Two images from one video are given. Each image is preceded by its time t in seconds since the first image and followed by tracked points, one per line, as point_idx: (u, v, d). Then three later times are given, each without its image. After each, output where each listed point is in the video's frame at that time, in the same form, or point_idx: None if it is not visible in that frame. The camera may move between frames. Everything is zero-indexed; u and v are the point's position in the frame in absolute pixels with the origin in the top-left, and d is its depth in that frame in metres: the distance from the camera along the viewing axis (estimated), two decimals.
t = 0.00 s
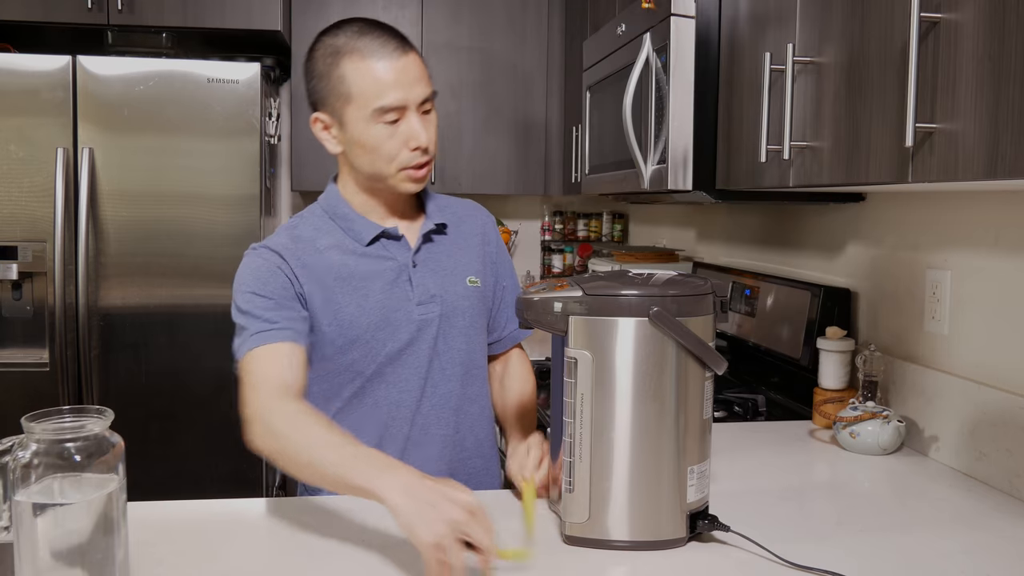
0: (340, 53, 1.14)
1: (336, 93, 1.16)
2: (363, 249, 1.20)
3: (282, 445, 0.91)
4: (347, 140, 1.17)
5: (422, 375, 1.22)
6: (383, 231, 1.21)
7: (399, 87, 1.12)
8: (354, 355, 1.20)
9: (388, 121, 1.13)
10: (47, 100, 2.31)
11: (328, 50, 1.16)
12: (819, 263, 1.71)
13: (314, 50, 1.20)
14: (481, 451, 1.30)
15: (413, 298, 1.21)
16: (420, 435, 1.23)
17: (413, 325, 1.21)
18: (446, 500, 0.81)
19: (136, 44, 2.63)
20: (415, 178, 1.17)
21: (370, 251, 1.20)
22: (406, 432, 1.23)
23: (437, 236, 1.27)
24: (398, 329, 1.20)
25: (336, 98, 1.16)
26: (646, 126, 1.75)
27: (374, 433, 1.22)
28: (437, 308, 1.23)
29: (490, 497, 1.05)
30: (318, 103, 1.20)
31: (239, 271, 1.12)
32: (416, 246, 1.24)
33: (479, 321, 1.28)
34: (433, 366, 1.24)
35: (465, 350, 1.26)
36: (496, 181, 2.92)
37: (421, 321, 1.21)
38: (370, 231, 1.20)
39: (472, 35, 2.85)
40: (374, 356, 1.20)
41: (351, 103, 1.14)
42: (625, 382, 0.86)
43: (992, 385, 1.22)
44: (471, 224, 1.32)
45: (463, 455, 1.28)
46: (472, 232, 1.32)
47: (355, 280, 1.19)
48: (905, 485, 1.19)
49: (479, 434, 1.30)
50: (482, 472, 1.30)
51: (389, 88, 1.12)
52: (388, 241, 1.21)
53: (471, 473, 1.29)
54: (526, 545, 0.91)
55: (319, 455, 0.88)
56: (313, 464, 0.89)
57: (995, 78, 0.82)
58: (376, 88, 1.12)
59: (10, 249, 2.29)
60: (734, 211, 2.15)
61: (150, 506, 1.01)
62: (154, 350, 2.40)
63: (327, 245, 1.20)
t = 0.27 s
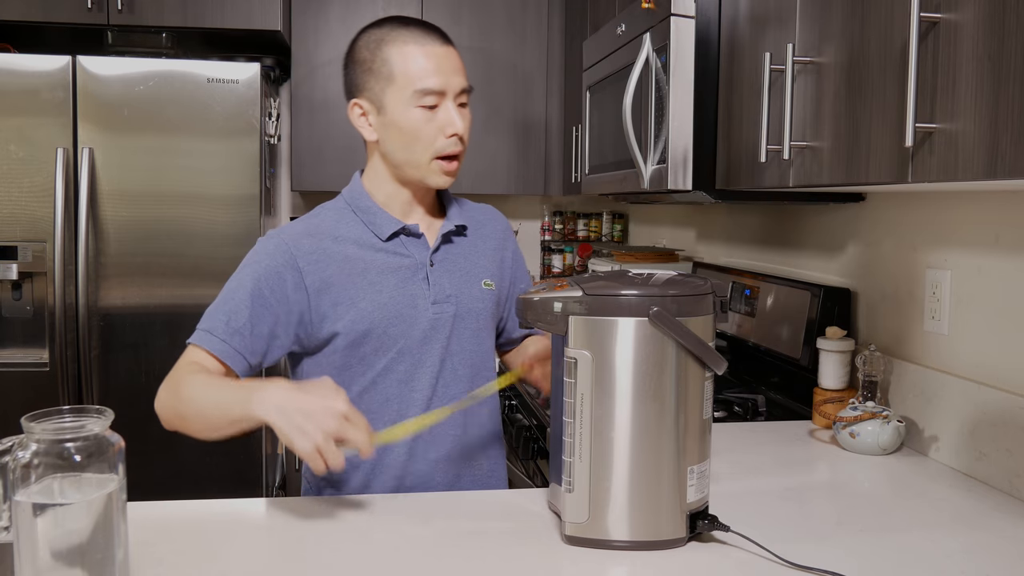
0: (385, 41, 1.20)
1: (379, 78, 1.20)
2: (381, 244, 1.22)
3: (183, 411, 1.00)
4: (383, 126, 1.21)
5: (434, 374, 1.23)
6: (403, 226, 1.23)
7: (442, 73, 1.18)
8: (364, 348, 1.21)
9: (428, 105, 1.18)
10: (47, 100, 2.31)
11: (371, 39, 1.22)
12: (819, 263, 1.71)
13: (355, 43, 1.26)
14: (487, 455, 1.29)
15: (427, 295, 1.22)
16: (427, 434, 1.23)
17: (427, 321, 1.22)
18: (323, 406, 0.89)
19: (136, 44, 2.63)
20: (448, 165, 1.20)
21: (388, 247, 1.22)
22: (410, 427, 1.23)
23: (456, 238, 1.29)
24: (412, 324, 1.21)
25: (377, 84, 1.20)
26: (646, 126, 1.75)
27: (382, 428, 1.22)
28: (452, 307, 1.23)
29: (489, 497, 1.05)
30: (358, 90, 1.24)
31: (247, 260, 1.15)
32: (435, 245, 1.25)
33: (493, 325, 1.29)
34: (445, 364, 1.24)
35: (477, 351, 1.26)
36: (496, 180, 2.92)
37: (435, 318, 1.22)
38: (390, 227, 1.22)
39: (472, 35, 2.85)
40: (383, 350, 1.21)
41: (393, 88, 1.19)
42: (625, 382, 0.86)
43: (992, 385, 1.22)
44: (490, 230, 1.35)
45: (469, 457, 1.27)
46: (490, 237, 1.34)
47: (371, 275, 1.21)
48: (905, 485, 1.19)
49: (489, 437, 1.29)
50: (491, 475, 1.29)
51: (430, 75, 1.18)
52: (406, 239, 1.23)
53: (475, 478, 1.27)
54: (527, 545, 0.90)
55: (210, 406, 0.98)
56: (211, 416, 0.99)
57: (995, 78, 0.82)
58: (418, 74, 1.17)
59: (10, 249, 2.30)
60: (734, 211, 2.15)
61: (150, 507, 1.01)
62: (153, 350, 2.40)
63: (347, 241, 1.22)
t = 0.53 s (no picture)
0: (405, 43, 1.23)
1: (395, 79, 1.23)
2: (379, 240, 1.24)
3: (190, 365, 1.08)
4: (395, 127, 1.24)
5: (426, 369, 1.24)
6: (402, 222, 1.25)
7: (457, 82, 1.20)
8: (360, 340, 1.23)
9: (440, 112, 1.20)
10: (47, 100, 2.31)
11: (394, 40, 1.25)
12: (819, 263, 1.71)
13: (377, 41, 1.29)
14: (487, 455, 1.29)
15: (422, 290, 1.24)
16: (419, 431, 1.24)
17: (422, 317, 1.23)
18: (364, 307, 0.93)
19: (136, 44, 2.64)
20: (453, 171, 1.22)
21: (387, 242, 1.24)
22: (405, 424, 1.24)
23: (460, 235, 1.30)
24: (404, 319, 1.23)
25: (393, 85, 1.23)
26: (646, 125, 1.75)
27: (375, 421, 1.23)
28: (446, 304, 1.24)
29: (489, 497, 1.05)
30: (375, 89, 1.27)
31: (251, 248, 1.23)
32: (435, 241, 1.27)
33: (492, 323, 1.29)
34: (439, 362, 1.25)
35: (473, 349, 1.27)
36: (496, 180, 2.92)
37: (427, 314, 1.23)
38: (388, 222, 1.24)
39: (472, 35, 2.85)
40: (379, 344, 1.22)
41: (408, 90, 1.21)
42: (625, 382, 0.86)
43: (992, 385, 1.22)
44: (499, 229, 1.35)
45: (465, 457, 1.26)
46: (496, 237, 1.35)
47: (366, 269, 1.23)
48: (905, 485, 1.19)
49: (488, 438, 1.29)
50: (491, 475, 1.29)
51: (446, 83, 1.20)
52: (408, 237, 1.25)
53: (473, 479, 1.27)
54: (526, 545, 0.91)
55: (202, 354, 1.06)
56: (213, 361, 1.08)
57: (995, 78, 0.82)
58: (434, 80, 1.20)
59: (10, 249, 2.30)
60: (734, 211, 2.15)
61: (150, 507, 1.01)
62: (154, 350, 2.40)
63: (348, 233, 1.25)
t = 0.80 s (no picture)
0: (415, 49, 1.33)
1: (402, 83, 1.35)
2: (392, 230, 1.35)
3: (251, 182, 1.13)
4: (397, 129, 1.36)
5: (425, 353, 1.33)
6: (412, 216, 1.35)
7: (467, 82, 1.31)
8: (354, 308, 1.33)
9: (439, 118, 1.31)
10: (47, 100, 2.31)
11: (407, 45, 1.35)
12: (819, 263, 1.71)
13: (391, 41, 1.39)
14: (457, 451, 1.33)
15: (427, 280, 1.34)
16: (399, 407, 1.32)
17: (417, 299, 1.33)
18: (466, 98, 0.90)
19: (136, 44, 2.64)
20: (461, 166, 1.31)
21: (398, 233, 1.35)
22: (383, 396, 1.32)
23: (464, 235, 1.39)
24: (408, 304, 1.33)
25: (399, 89, 1.35)
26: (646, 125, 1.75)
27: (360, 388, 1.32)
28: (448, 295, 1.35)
29: (489, 497, 1.05)
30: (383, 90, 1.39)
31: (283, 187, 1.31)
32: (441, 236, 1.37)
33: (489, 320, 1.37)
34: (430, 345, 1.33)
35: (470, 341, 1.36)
36: (496, 180, 2.92)
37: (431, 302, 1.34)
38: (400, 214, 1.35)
39: (472, 35, 2.85)
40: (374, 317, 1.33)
41: (411, 97, 1.33)
42: (625, 382, 0.86)
43: (991, 385, 1.22)
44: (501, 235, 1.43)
45: (442, 446, 1.33)
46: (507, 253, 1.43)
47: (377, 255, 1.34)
48: (905, 485, 1.19)
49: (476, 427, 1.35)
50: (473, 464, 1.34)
51: (448, 92, 1.31)
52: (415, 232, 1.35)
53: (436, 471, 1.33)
54: (526, 545, 0.90)
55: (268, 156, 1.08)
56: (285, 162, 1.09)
57: (995, 78, 0.82)
58: (437, 90, 1.31)
59: (10, 249, 2.30)
60: (734, 211, 2.15)
61: (149, 506, 1.01)
62: (154, 350, 2.40)
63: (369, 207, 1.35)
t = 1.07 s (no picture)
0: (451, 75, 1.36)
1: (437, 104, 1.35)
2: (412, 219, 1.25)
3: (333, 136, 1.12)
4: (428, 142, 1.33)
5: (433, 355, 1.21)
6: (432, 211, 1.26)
7: (528, 130, 1.19)
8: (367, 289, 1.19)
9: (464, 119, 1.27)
10: (47, 100, 2.31)
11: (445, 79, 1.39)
12: (819, 263, 1.71)
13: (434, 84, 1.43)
14: (449, 468, 1.22)
15: (444, 276, 1.23)
16: (405, 405, 1.20)
17: (434, 290, 1.22)
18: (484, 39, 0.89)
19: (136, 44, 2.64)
20: (478, 191, 1.23)
21: (417, 224, 1.25)
22: (386, 395, 1.19)
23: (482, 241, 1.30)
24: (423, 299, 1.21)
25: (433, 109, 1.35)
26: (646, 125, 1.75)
27: (364, 379, 1.19)
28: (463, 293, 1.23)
29: (489, 496, 1.05)
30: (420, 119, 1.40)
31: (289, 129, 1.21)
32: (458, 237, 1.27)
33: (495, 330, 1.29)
34: (444, 340, 1.23)
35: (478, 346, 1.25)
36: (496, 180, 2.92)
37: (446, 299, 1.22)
38: (422, 205, 1.25)
39: (472, 35, 2.85)
40: (385, 302, 1.20)
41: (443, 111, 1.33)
42: (625, 382, 0.86)
43: (992, 385, 1.22)
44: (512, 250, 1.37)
45: (431, 457, 1.21)
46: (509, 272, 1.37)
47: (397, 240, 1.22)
48: (905, 485, 1.19)
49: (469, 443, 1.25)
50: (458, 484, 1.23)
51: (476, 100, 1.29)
52: (432, 224, 1.26)
53: (428, 481, 1.21)
54: (526, 545, 0.90)
55: (332, 136, 1.11)
56: (349, 141, 1.12)
57: (995, 78, 0.82)
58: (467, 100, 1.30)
59: (10, 249, 2.30)
60: (734, 211, 2.15)
61: (149, 506, 1.01)
62: (154, 350, 2.40)
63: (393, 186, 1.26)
